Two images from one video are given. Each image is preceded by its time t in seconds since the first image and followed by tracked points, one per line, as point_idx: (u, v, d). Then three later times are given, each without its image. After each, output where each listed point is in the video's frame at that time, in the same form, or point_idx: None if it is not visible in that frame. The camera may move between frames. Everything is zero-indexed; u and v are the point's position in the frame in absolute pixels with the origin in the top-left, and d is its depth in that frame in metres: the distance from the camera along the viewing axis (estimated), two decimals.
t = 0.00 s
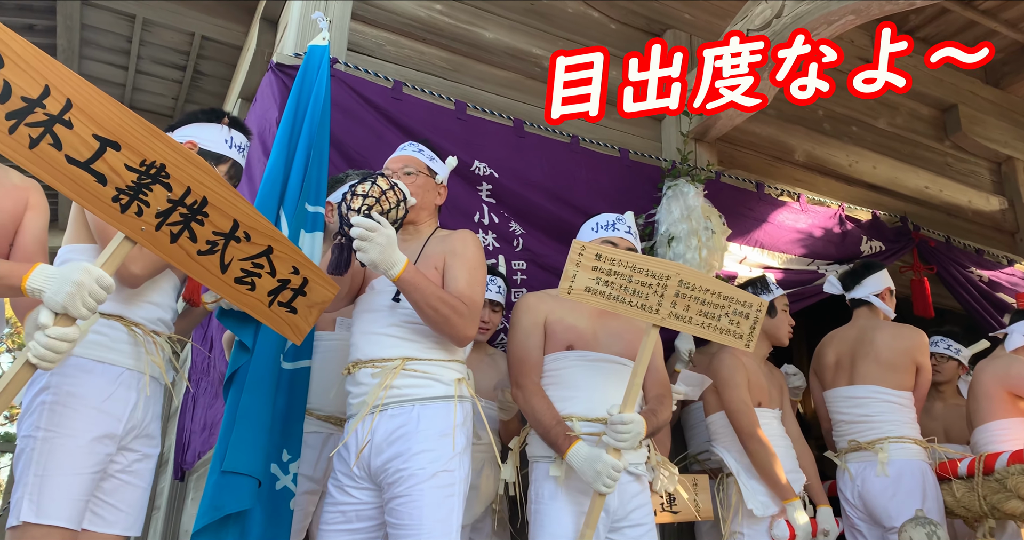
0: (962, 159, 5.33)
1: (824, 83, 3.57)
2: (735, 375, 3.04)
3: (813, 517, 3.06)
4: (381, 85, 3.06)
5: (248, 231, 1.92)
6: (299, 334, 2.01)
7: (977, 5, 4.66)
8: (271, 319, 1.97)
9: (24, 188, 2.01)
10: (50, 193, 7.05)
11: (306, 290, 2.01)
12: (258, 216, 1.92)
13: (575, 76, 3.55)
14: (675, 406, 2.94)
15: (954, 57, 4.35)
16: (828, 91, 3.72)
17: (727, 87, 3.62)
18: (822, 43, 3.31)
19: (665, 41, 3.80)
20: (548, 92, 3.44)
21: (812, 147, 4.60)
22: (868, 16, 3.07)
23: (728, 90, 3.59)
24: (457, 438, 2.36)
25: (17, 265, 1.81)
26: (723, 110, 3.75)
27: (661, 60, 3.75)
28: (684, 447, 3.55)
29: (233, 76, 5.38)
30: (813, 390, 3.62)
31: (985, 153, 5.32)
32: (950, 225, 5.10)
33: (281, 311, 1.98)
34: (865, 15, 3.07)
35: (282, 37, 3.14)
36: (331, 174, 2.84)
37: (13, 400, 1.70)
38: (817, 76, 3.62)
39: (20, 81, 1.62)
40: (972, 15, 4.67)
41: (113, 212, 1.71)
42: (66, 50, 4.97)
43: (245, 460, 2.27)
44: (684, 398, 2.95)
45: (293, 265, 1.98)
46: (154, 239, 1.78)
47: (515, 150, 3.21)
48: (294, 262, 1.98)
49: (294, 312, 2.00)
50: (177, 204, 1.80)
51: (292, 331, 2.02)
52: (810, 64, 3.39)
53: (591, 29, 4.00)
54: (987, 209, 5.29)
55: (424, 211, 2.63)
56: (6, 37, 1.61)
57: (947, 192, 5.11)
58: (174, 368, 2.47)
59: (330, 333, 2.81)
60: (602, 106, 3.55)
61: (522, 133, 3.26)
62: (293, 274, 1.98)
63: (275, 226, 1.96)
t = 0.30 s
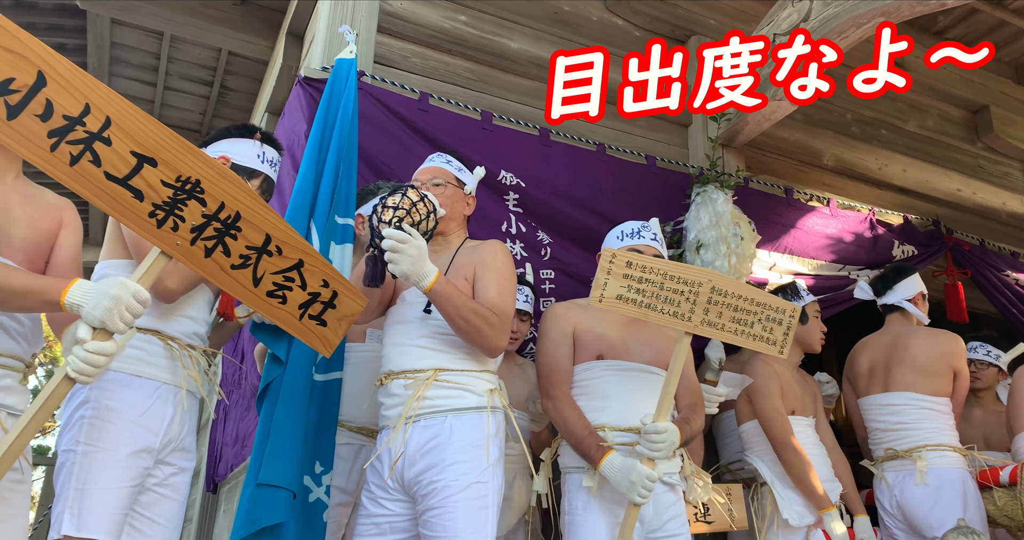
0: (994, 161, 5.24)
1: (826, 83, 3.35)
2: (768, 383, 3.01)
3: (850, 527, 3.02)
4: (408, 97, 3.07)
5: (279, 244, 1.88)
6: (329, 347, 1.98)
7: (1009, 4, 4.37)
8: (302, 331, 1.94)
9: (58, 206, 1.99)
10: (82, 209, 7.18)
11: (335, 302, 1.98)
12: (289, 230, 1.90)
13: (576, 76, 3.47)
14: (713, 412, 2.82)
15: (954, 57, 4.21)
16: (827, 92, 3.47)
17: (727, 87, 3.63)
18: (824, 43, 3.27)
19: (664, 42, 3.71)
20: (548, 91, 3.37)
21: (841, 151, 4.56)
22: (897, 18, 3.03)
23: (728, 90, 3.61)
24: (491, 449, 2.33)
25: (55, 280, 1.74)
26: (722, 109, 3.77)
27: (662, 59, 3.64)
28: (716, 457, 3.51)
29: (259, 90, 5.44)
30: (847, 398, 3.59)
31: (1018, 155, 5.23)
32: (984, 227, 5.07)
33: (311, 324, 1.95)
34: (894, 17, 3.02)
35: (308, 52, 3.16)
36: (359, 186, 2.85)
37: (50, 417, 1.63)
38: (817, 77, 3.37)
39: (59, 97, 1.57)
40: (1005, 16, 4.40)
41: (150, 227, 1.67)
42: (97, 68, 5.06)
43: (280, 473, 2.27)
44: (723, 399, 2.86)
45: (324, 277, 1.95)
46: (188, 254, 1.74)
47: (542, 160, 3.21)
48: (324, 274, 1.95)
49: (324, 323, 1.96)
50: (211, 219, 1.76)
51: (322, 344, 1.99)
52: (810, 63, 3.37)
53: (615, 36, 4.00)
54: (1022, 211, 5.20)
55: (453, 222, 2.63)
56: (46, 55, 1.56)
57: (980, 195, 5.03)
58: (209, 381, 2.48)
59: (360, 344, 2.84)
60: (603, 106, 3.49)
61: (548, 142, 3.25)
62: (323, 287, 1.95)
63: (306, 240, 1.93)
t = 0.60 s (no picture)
0: None
1: (826, 83, 3.40)
2: (800, 388, 2.98)
3: (887, 534, 2.97)
4: (433, 107, 3.09)
5: (311, 255, 1.88)
6: (360, 358, 1.94)
7: None
8: (334, 342, 1.91)
9: (92, 223, 2.01)
10: (114, 223, 7.33)
11: (365, 312, 1.95)
12: (321, 240, 1.89)
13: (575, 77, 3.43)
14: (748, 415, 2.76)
15: (954, 57, 4.10)
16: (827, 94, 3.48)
17: (727, 88, 3.62)
18: (824, 43, 3.36)
19: (665, 42, 3.67)
20: (548, 92, 3.33)
21: (870, 153, 4.51)
22: (926, 17, 3.00)
23: (728, 90, 3.61)
24: (522, 457, 2.32)
25: (94, 294, 1.76)
26: (722, 110, 3.76)
27: (662, 60, 3.59)
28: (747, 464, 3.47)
29: (286, 103, 5.52)
30: (881, 403, 3.54)
31: None
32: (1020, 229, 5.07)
33: (341, 335, 1.91)
34: (923, 16, 2.99)
35: (335, 64, 3.19)
36: (384, 197, 2.87)
37: (88, 432, 1.63)
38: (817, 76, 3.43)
39: (99, 115, 1.58)
40: None
41: (185, 240, 1.68)
42: (126, 85, 5.15)
43: (309, 483, 2.28)
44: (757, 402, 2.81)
45: (354, 288, 1.92)
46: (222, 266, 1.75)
47: (566, 167, 3.20)
48: (355, 285, 1.92)
49: (355, 334, 1.93)
50: (245, 231, 1.76)
51: (353, 354, 1.96)
52: (810, 63, 3.43)
53: (638, 42, 3.99)
54: None
55: (480, 231, 2.63)
56: (86, 74, 1.58)
57: (1015, 195, 4.96)
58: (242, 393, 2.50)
59: (390, 354, 2.86)
60: (603, 107, 3.45)
61: (573, 149, 3.25)
62: (354, 297, 1.92)
63: (336, 250, 1.91)
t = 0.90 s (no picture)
0: None
1: (826, 83, 3.41)
2: (835, 390, 2.94)
3: None
4: (458, 114, 3.10)
5: (347, 271, 1.88)
6: (391, 372, 1.96)
7: None
8: (369, 356, 1.92)
9: (130, 236, 2.05)
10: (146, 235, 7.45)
11: (399, 327, 1.96)
12: (358, 256, 1.89)
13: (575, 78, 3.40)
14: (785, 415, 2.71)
15: (953, 57, 4.06)
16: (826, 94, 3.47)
17: (727, 88, 3.64)
18: (824, 43, 3.43)
19: (664, 42, 3.63)
20: (547, 92, 3.29)
21: (901, 152, 4.45)
22: (957, 13, 2.96)
23: (728, 90, 3.61)
24: (554, 464, 2.30)
25: (137, 307, 1.78)
26: (722, 110, 3.76)
27: (662, 59, 3.55)
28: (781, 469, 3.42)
29: (313, 115, 5.58)
30: (918, 406, 3.47)
31: None
32: None
33: (375, 349, 1.92)
34: (954, 12, 2.95)
35: (361, 75, 3.23)
36: (412, 205, 2.88)
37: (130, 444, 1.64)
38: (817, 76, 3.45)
39: (149, 133, 1.59)
40: None
41: (229, 256, 1.68)
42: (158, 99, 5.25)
43: (337, 490, 2.28)
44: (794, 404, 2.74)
45: (389, 303, 1.94)
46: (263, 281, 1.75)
47: (593, 172, 3.19)
48: (389, 300, 1.94)
49: (389, 349, 1.93)
50: (286, 247, 1.76)
51: (386, 369, 1.97)
52: (810, 63, 3.47)
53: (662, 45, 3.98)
54: None
55: (508, 237, 2.62)
56: (137, 93, 1.58)
57: None
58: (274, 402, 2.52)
59: (420, 362, 2.87)
60: (604, 107, 3.41)
61: (600, 154, 3.24)
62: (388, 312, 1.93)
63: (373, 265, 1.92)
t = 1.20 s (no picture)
0: None
1: (826, 82, 3.56)
2: (878, 393, 2.89)
3: None
4: (489, 121, 3.11)
5: (391, 297, 1.90)
6: (430, 398, 1.97)
7: None
8: (407, 382, 1.93)
9: (179, 248, 2.09)
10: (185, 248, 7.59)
11: (440, 354, 1.97)
12: (402, 282, 1.91)
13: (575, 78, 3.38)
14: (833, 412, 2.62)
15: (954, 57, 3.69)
16: (826, 94, 3.64)
17: (727, 88, 3.60)
18: (823, 44, 3.56)
19: (665, 43, 3.60)
20: (547, 92, 3.27)
21: (940, 150, 4.37)
22: (996, 8, 2.90)
23: (728, 90, 3.57)
24: (594, 470, 2.27)
25: (184, 327, 1.80)
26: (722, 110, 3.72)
27: (662, 59, 3.52)
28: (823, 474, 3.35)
29: (345, 125, 5.64)
30: (962, 409, 3.39)
31: None
32: None
33: (415, 375, 1.93)
34: (993, 6, 2.89)
35: (393, 84, 3.26)
36: (445, 213, 2.89)
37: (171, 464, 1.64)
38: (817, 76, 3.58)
39: (205, 159, 1.62)
40: None
41: (276, 280, 1.71)
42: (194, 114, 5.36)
43: (372, 498, 2.29)
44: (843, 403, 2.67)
45: (430, 329, 1.95)
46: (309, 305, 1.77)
47: (624, 176, 3.18)
48: (431, 326, 1.95)
49: (428, 375, 1.94)
50: (332, 272, 1.78)
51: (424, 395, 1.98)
52: (810, 63, 3.59)
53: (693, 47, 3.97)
54: None
55: (544, 244, 2.62)
56: (195, 119, 1.62)
57: None
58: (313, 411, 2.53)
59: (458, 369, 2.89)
60: (604, 107, 3.37)
61: (632, 158, 3.22)
62: (429, 339, 1.95)
63: (416, 292, 1.93)
